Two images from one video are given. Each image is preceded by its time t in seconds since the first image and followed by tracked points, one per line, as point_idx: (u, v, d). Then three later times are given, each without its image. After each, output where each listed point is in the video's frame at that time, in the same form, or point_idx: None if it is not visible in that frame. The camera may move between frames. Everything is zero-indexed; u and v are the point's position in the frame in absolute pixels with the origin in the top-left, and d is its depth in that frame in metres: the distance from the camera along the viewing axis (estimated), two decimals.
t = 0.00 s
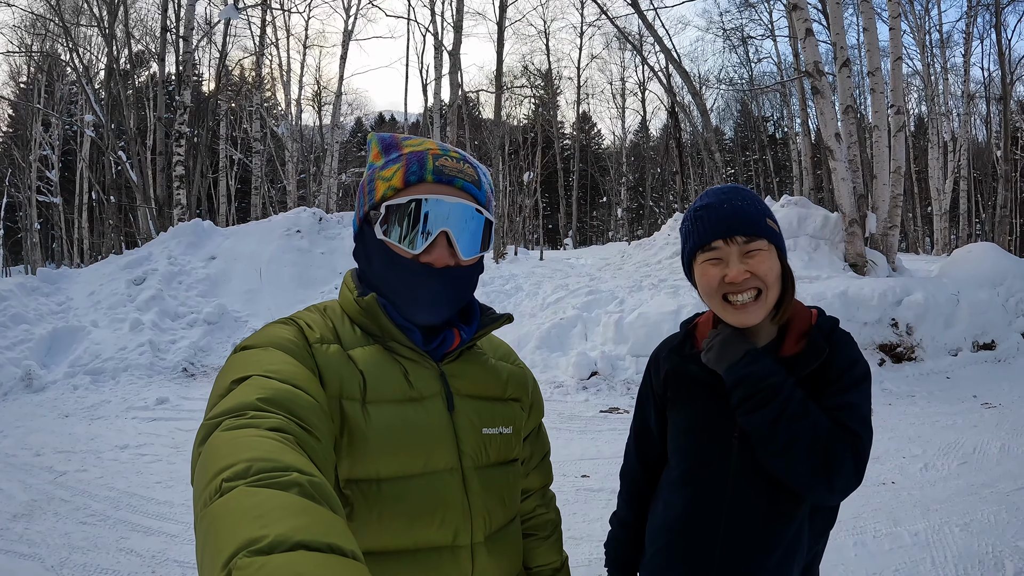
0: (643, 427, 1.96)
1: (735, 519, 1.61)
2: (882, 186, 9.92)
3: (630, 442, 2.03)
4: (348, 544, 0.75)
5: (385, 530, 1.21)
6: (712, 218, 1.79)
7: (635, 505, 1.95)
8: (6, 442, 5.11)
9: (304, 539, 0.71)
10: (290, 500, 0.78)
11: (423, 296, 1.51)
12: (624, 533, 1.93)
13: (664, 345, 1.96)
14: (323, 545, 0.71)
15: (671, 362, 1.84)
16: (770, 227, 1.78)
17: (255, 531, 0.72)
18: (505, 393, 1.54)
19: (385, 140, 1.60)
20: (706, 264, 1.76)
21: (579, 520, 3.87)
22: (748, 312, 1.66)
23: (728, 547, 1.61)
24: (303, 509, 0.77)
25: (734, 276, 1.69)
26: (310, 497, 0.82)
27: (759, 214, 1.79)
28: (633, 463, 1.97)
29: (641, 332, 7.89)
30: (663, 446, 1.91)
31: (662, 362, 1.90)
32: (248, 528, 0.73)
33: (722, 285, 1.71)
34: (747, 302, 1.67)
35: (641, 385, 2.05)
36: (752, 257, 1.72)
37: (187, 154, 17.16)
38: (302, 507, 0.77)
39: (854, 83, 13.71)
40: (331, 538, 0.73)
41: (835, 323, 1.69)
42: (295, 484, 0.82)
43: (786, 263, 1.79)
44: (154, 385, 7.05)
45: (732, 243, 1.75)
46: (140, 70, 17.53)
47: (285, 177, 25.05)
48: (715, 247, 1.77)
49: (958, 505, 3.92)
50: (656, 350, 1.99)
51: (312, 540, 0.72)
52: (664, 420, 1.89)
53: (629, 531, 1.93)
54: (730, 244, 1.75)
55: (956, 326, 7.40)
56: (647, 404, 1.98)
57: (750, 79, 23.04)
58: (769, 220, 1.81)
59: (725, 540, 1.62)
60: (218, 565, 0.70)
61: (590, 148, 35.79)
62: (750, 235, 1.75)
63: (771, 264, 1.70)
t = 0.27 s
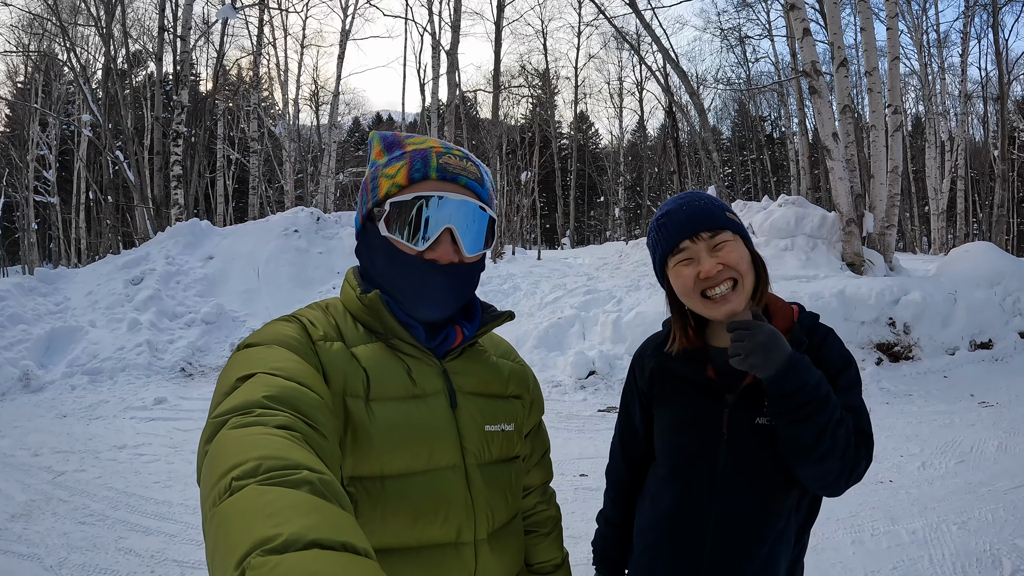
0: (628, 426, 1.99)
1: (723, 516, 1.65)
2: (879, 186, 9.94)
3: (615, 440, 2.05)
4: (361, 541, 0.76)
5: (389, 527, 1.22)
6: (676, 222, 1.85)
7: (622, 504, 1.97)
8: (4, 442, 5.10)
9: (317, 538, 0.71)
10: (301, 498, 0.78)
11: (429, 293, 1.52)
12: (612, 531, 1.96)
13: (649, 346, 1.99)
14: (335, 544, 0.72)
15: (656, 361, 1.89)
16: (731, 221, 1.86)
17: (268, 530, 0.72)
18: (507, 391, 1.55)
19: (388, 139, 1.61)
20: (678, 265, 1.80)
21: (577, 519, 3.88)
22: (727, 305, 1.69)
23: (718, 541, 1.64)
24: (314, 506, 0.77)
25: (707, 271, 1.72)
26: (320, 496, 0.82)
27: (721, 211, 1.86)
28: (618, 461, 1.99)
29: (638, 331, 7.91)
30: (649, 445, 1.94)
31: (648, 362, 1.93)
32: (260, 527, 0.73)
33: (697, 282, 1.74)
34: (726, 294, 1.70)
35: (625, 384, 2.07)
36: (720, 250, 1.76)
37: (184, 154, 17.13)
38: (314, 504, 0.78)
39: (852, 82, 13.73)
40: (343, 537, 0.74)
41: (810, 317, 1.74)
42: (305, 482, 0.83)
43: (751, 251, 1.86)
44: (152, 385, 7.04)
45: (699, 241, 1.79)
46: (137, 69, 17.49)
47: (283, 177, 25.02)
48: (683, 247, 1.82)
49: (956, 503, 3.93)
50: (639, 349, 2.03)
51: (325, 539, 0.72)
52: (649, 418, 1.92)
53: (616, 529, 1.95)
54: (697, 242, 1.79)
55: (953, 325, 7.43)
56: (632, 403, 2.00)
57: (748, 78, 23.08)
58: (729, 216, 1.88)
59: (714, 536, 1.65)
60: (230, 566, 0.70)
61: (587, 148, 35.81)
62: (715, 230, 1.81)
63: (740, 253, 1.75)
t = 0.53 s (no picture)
0: (616, 425, 2.00)
1: (712, 513, 1.67)
2: (877, 186, 9.96)
3: (603, 440, 2.05)
4: (362, 543, 0.76)
5: (390, 528, 1.22)
6: (665, 220, 1.86)
7: (611, 502, 1.97)
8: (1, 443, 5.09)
9: (318, 541, 0.71)
10: (302, 500, 0.78)
11: (435, 291, 1.52)
12: (602, 529, 1.95)
13: (636, 346, 2.01)
14: (337, 547, 0.72)
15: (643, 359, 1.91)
16: (720, 222, 1.89)
17: (271, 532, 0.72)
18: (507, 392, 1.55)
19: (387, 138, 1.61)
20: (665, 265, 1.82)
21: (576, 519, 3.88)
22: (712, 305, 1.72)
23: (709, 535, 1.66)
24: (316, 510, 0.77)
25: (694, 271, 1.75)
26: (321, 498, 0.83)
27: (711, 212, 1.89)
28: (607, 459, 2.00)
29: (636, 331, 7.92)
30: (638, 444, 1.95)
31: (635, 362, 1.95)
32: (262, 531, 0.73)
33: (684, 282, 1.76)
34: (711, 294, 1.73)
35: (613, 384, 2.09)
36: (708, 251, 1.79)
37: (182, 154, 17.11)
38: (316, 507, 0.78)
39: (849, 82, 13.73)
40: (345, 539, 0.74)
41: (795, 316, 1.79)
42: (306, 485, 0.82)
43: (737, 251, 1.90)
44: (150, 385, 7.03)
45: (687, 241, 1.82)
46: (134, 69, 17.45)
47: (281, 177, 24.99)
48: (671, 247, 1.84)
49: (954, 502, 3.94)
50: (626, 349, 2.04)
51: (327, 542, 0.72)
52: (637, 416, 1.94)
53: (606, 528, 1.95)
54: (685, 241, 1.81)
55: (950, 325, 7.45)
56: (619, 403, 2.01)
57: (746, 78, 23.10)
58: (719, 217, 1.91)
59: (705, 531, 1.67)
60: (232, 567, 0.71)
61: (585, 147, 35.81)
62: (704, 230, 1.83)
63: (726, 254, 1.78)
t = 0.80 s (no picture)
0: (607, 422, 2.01)
1: (704, 507, 1.68)
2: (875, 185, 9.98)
3: (595, 436, 2.06)
4: (379, 530, 0.76)
5: (400, 521, 1.22)
6: (664, 213, 1.86)
7: (604, 496, 1.98)
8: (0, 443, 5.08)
9: (340, 527, 0.72)
10: (321, 489, 0.79)
11: (450, 286, 1.53)
12: (597, 522, 1.97)
13: (625, 342, 2.01)
14: (359, 533, 0.72)
15: (633, 356, 1.91)
16: (717, 219, 1.90)
17: (292, 521, 0.72)
18: (515, 387, 1.56)
19: (392, 136, 1.61)
20: (660, 257, 1.83)
21: (575, 517, 3.89)
22: (704, 299, 1.74)
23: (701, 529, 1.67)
24: (334, 499, 0.77)
25: (688, 265, 1.77)
26: (339, 487, 0.83)
27: (708, 209, 1.90)
28: (600, 453, 2.01)
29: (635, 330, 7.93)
30: (631, 441, 1.95)
31: (625, 358, 1.95)
32: (284, 517, 0.73)
33: (677, 276, 1.78)
34: (702, 288, 1.75)
35: (603, 382, 2.09)
36: (704, 247, 1.80)
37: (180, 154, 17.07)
38: (333, 496, 0.78)
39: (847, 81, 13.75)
40: (365, 527, 0.74)
41: (782, 313, 1.79)
42: (325, 474, 0.83)
43: (731, 249, 1.91)
44: (149, 385, 7.02)
45: (684, 234, 1.83)
46: (132, 69, 17.42)
47: (278, 177, 24.97)
48: (668, 239, 1.84)
49: (953, 500, 3.96)
50: (614, 347, 2.05)
51: (349, 529, 0.73)
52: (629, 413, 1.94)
53: (600, 521, 1.96)
54: (681, 234, 1.82)
55: (948, 323, 7.47)
56: (611, 401, 2.01)
57: (743, 78, 23.12)
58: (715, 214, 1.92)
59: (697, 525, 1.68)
60: (254, 556, 0.71)
61: (582, 147, 35.82)
62: (700, 226, 1.84)
63: (721, 251, 1.80)
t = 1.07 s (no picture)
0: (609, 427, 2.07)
1: (695, 512, 1.70)
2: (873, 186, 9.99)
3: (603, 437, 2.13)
4: (364, 536, 0.76)
5: (390, 527, 1.22)
6: (666, 216, 1.87)
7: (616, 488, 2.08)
8: None
9: (324, 533, 0.71)
10: (306, 495, 0.78)
11: (446, 290, 1.53)
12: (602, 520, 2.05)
13: (618, 347, 2.03)
14: (342, 540, 0.72)
15: (626, 363, 1.94)
16: (720, 227, 1.92)
17: (276, 527, 0.72)
18: (510, 392, 1.55)
19: (382, 140, 1.60)
20: (659, 261, 1.85)
21: (573, 518, 3.89)
22: (697, 307, 1.78)
23: (691, 535, 1.69)
24: (318, 505, 0.77)
25: (686, 273, 1.80)
26: (325, 494, 0.82)
27: (712, 216, 1.92)
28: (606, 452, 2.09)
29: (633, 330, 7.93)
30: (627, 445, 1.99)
31: (617, 364, 1.98)
32: (267, 524, 0.73)
33: (674, 282, 1.81)
34: (696, 296, 1.78)
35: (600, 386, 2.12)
36: (703, 255, 1.82)
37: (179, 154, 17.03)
38: (318, 501, 0.78)
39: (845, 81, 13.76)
40: (350, 534, 0.74)
41: (776, 322, 1.85)
42: (310, 480, 0.83)
43: (730, 257, 1.93)
44: (146, 386, 7.01)
45: (685, 239, 1.84)
46: (130, 69, 17.40)
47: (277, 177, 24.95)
48: (669, 242, 1.86)
49: (951, 501, 3.96)
50: (605, 352, 2.07)
51: (332, 534, 0.72)
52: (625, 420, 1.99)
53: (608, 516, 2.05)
54: (682, 240, 1.84)
55: (947, 324, 7.49)
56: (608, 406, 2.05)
57: (742, 78, 23.14)
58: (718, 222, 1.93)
59: (687, 531, 1.69)
60: (238, 563, 0.70)
61: (581, 147, 35.84)
62: (702, 233, 1.85)
63: (720, 262, 1.82)
